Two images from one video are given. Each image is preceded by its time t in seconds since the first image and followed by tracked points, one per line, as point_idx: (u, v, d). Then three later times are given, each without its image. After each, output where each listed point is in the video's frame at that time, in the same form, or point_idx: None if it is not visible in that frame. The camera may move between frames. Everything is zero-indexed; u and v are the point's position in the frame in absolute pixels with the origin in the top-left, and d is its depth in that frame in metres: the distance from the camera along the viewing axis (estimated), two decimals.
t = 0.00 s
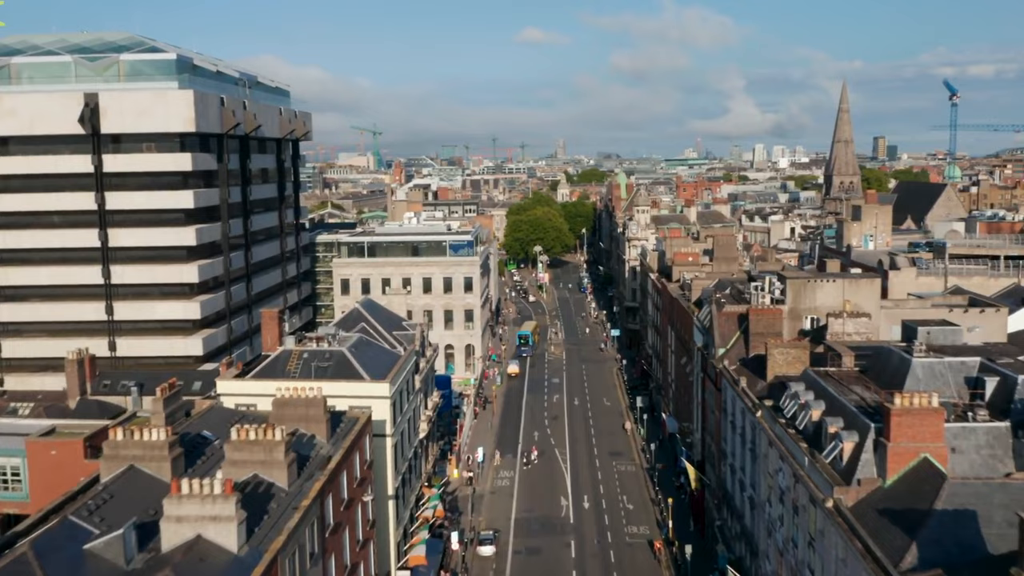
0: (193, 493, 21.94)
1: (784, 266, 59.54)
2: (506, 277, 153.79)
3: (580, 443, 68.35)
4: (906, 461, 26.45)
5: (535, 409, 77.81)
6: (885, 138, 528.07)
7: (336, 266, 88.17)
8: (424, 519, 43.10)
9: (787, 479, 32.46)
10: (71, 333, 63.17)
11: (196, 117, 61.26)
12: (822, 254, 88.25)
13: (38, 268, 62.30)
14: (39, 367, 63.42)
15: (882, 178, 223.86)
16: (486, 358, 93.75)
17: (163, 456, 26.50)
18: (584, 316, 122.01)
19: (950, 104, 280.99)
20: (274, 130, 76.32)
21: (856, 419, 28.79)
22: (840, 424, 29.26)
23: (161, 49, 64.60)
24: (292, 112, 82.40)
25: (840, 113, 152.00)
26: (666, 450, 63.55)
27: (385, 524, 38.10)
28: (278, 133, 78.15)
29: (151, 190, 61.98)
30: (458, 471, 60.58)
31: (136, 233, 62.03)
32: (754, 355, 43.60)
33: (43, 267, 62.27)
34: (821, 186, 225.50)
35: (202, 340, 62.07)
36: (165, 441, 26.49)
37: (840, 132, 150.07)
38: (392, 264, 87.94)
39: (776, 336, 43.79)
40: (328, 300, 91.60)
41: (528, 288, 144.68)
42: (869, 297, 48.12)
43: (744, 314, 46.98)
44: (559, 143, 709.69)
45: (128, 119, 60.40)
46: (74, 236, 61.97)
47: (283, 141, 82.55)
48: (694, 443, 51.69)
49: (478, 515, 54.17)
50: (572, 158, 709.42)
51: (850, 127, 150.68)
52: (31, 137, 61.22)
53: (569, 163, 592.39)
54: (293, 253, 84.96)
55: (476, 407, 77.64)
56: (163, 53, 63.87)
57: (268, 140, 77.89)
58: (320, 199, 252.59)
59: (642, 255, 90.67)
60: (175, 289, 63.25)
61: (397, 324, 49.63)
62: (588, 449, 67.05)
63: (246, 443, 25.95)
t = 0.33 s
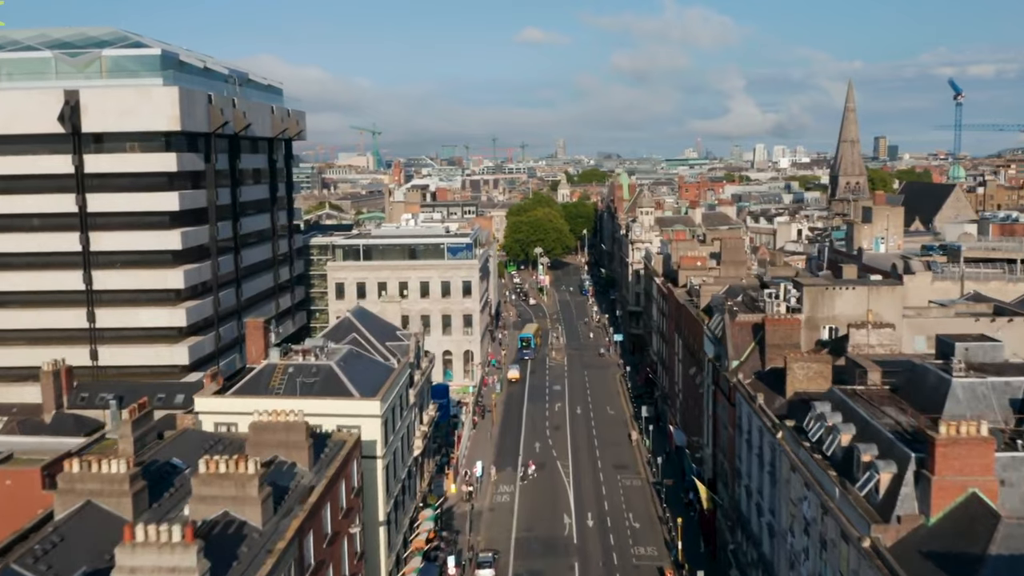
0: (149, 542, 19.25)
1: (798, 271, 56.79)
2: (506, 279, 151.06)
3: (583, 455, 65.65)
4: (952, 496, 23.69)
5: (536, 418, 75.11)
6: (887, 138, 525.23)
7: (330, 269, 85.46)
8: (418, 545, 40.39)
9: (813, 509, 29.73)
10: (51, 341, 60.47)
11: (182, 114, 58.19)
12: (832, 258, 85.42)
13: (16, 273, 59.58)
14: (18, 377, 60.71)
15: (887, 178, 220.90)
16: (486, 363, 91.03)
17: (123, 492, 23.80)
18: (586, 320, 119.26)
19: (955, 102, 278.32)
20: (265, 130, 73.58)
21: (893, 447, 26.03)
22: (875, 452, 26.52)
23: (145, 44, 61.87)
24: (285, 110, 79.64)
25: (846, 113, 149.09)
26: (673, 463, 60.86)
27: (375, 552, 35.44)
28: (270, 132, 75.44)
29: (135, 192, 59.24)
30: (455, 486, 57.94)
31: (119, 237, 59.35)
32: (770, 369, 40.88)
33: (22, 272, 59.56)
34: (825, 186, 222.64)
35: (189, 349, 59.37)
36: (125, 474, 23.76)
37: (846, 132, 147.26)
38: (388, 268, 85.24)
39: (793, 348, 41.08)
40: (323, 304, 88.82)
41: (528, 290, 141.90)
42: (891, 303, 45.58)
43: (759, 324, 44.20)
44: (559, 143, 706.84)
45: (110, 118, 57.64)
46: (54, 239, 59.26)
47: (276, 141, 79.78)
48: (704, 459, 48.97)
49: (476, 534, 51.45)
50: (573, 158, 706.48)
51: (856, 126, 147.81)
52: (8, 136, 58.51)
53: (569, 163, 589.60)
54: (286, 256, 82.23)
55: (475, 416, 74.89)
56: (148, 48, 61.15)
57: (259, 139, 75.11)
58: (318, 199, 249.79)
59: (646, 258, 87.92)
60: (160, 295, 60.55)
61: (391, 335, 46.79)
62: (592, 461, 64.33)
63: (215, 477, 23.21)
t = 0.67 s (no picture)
0: None
1: (812, 279, 54.06)
2: (505, 282, 148.27)
3: (585, 469, 62.94)
4: (1008, 543, 21.05)
5: (537, 430, 72.40)
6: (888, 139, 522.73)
7: (323, 274, 82.75)
8: None
9: (843, 547, 27.00)
10: (29, 351, 57.72)
11: (165, 113, 55.52)
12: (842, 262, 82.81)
13: None
14: None
15: (890, 180, 218.42)
16: (484, 371, 88.33)
17: (73, 538, 20.94)
18: (587, 324, 116.56)
19: (958, 103, 275.62)
20: (255, 130, 70.88)
21: (938, 484, 23.33)
22: (917, 488, 23.84)
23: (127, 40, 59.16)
24: (276, 109, 76.91)
25: (851, 113, 146.47)
26: (680, 480, 58.12)
27: None
28: (261, 132, 72.74)
29: (116, 195, 56.49)
30: (452, 504, 55.32)
31: (99, 243, 56.62)
32: (788, 387, 38.19)
33: None
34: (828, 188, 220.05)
35: (172, 359, 56.61)
36: (75, 518, 20.92)
37: (851, 133, 144.63)
38: (383, 272, 82.57)
39: (813, 364, 38.38)
40: (316, 310, 85.96)
41: (528, 294, 139.12)
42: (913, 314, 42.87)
43: (776, 336, 41.42)
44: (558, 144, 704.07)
45: (89, 117, 54.88)
46: (30, 244, 56.50)
47: (268, 141, 77.12)
48: (716, 479, 46.26)
49: (474, 557, 48.71)
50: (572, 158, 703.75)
51: (861, 126, 145.24)
52: None
53: (569, 164, 587.01)
54: (278, 261, 79.51)
55: (473, 428, 72.17)
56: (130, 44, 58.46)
57: (249, 140, 72.40)
58: (315, 201, 246.87)
59: (650, 262, 85.24)
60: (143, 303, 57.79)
61: (384, 348, 44.03)
62: (595, 476, 61.60)
63: (175, 522, 20.56)
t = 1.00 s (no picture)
0: None
1: (827, 288, 51.35)
2: (504, 286, 145.66)
3: (588, 485, 60.25)
4: None
5: (537, 442, 69.71)
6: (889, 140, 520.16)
7: (317, 279, 80.07)
8: None
9: None
10: (4, 362, 55.02)
11: (147, 113, 52.64)
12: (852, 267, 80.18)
13: None
14: None
15: (894, 182, 215.83)
16: (483, 379, 85.66)
17: None
18: (588, 329, 113.89)
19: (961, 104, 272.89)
20: (244, 130, 68.16)
21: (995, 531, 20.64)
22: (969, 535, 21.15)
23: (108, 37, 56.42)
24: (267, 109, 74.17)
25: (857, 113, 143.84)
26: (689, 499, 55.42)
27: None
28: (251, 133, 70.01)
29: (95, 199, 53.72)
30: (448, 524, 52.61)
31: (78, 249, 53.88)
32: (810, 408, 35.51)
33: None
34: (832, 190, 217.38)
35: (154, 372, 53.86)
36: None
37: (857, 134, 142.00)
38: (378, 278, 79.87)
39: (836, 383, 35.68)
40: (309, 317, 83.16)
41: (528, 298, 136.48)
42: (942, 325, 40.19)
43: (795, 352, 38.68)
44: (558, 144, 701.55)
45: (67, 117, 52.10)
46: (6, 251, 53.78)
47: (259, 143, 74.40)
48: (728, 502, 43.56)
49: None
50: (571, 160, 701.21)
51: (867, 127, 142.62)
52: None
53: (569, 165, 584.56)
54: (269, 266, 76.81)
55: (471, 440, 69.50)
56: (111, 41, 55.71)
57: (238, 141, 69.69)
58: (313, 202, 244.21)
59: (654, 267, 82.50)
60: (125, 313, 55.05)
61: (375, 363, 41.25)
62: (599, 492, 58.89)
63: None
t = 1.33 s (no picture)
0: None
1: (845, 298, 48.66)
2: (504, 290, 142.97)
3: (592, 502, 57.56)
4: None
5: (538, 455, 67.02)
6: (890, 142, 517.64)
7: (309, 286, 77.42)
8: None
9: None
10: None
11: (126, 114, 49.85)
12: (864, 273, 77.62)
13: None
14: None
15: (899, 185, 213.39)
16: (481, 387, 83.04)
17: None
18: (589, 335, 111.18)
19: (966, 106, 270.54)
20: (232, 132, 65.44)
21: None
22: None
23: (87, 33, 53.71)
24: (257, 109, 71.47)
25: (863, 115, 141.25)
26: (697, 519, 52.73)
27: None
28: (240, 134, 67.30)
29: (72, 204, 50.94)
30: (444, 548, 49.91)
31: (55, 257, 51.14)
32: (835, 433, 32.83)
33: None
34: (836, 192, 214.77)
35: (135, 387, 51.06)
36: None
37: (863, 135, 139.36)
38: (373, 284, 77.19)
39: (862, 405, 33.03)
40: (302, 324, 80.16)
41: (528, 302, 133.81)
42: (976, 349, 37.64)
43: (816, 370, 36.00)
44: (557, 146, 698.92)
45: (43, 118, 49.38)
46: None
47: (249, 144, 71.73)
48: (743, 528, 40.86)
49: None
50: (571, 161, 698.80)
51: (873, 129, 140.03)
52: None
53: (569, 166, 581.87)
54: (260, 272, 74.11)
55: (469, 454, 66.78)
56: (89, 37, 52.98)
57: (227, 142, 67.01)
58: (310, 204, 241.48)
59: (658, 273, 79.77)
60: (104, 323, 52.28)
61: (366, 380, 38.55)
62: (603, 510, 56.19)
63: None
